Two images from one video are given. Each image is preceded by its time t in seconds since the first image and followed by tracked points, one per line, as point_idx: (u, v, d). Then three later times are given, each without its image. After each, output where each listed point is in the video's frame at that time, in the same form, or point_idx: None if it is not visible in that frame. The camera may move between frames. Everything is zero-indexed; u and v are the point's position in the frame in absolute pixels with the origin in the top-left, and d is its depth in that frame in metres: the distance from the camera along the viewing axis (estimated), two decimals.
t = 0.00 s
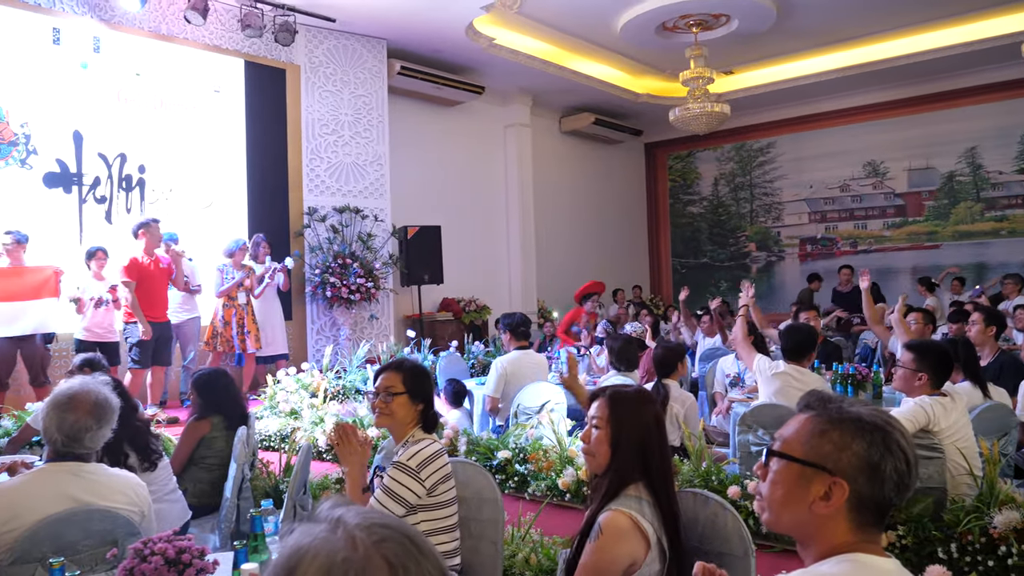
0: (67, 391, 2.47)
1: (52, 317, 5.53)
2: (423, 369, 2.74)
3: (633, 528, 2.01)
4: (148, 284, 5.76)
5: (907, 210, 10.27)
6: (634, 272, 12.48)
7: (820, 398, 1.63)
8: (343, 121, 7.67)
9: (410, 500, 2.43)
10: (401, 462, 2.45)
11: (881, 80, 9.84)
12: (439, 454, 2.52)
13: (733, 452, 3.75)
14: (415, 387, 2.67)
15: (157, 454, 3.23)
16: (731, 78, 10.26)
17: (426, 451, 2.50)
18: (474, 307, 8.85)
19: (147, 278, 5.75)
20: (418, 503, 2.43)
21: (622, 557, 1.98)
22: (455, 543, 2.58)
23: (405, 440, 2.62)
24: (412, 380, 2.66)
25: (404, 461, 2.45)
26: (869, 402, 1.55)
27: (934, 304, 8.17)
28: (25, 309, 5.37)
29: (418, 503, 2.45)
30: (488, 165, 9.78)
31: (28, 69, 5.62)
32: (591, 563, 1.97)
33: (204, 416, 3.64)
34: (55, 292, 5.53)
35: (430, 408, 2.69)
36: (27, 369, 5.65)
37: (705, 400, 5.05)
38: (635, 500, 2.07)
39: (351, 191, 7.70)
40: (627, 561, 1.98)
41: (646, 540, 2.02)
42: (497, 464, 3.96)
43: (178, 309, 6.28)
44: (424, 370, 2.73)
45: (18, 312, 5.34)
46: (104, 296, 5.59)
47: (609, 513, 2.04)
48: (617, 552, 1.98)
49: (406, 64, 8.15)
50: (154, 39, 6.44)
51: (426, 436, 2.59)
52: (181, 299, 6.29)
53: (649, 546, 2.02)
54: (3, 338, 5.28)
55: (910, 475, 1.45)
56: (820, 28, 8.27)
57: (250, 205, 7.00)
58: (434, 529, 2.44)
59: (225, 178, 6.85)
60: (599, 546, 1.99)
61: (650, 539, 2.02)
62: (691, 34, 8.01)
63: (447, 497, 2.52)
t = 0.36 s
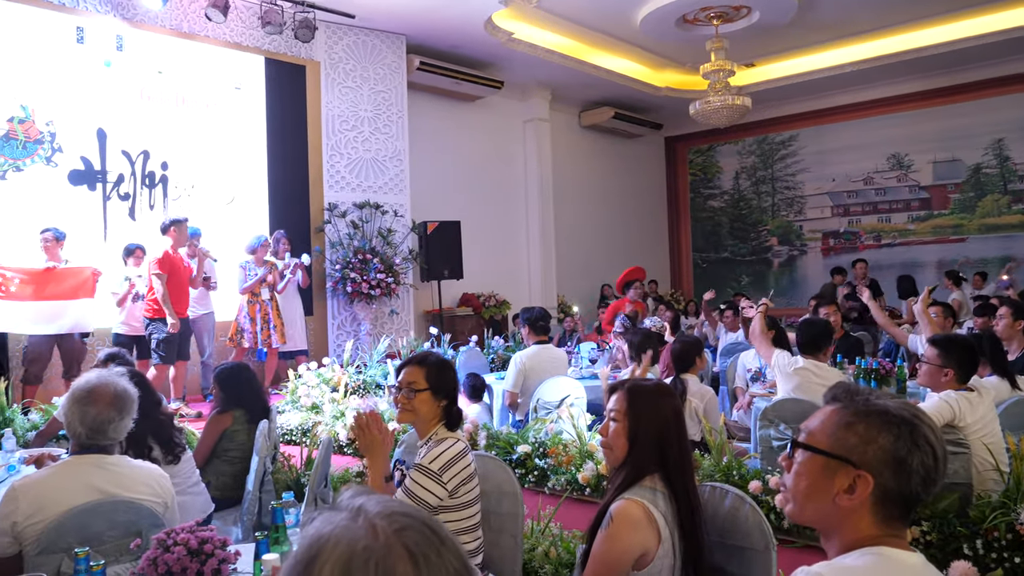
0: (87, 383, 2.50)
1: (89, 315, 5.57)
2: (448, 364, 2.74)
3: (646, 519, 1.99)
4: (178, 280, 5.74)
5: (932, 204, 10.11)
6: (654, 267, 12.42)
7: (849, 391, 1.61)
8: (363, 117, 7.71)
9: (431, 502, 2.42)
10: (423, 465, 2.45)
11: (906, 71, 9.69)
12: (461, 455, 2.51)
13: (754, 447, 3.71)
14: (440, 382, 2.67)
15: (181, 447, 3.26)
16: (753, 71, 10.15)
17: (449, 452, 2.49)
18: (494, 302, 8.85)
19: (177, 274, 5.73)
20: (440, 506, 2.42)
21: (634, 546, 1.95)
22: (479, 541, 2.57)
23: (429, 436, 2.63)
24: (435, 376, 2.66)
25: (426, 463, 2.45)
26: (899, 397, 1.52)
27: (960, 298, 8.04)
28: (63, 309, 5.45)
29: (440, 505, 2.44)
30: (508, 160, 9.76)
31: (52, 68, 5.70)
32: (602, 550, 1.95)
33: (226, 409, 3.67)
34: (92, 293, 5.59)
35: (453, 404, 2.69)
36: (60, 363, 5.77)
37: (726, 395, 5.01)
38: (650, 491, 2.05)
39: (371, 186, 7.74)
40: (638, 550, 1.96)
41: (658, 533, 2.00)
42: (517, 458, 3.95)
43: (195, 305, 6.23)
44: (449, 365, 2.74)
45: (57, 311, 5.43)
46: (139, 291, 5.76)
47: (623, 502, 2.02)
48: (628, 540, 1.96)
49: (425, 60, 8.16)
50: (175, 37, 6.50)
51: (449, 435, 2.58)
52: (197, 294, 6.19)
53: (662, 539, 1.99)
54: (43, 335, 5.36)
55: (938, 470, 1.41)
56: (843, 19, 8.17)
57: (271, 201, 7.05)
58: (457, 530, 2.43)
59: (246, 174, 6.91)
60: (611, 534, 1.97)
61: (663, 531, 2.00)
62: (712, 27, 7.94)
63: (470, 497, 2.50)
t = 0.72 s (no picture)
0: (98, 379, 2.55)
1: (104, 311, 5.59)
2: (461, 361, 2.75)
3: (662, 514, 1.99)
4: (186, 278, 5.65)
5: (951, 198, 9.98)
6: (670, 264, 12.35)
7: (866, 383, 1.59)
8: (377, 115, 7.74)
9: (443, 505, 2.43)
10: (434, 469, 2.46)
11: (924, 64, 9.58)
12: (473, 456, 2.51)
13: (769, 443, 3.69)
14: (454, 378, 2.68)
15: (197, 443, 3.29)
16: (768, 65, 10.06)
17: (460, 454, 2.50)
18: (508, 299, 8.82)
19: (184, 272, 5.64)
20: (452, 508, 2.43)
21: (650, 542, 1.95)
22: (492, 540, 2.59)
23: (440, 434, 2.64)
24: (450, 373, 2.67)
25: (438, 466, 2.46)
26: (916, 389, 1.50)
27: (980, 293, 7.94)
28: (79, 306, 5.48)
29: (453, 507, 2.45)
30: (521, 157, 9.76)
31: (69, 67, 5.77)
32: (619, 545, 1.95)
33: (242, 405, 3.72)
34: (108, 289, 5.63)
35: (466, 403, 2.70)
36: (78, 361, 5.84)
37: (742, 391, 4.99)
38: (665, 486, 2.05)
39: (386, 184, 7.78)
40: (655, 545, 1.95)
41: (674, 527, 1.99)
42: (531, 455, 3.96)
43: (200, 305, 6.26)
44: (463, 362, 2.74)
45: (73, 308, 5.44)
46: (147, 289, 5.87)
47: (639, 497, 2.02)
48: (645, 535, 1.95)
49: (438, 56, 8.17)
50: (191, 36, 6.55)
51: (461, 434, 2.59)
52: (203, 293, 6.24)
53: (678, 533, 1.99)
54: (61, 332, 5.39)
55: (955, 464, 1.39)
56: (859, 12, 8.08)
57: (287, 198, 7.09)
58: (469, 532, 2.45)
59: (262, 172, 6.95)
60: (628, 529, 1.97)
61: (679, 526, 2.00)
62: (726, 21, 7.89)
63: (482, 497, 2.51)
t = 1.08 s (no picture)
0: (116, 370, 2.58)
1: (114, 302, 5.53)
2: (478, 356, 2.73)
3: (690, 514, 1.97)
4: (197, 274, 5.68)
5: (980, 193, 9.80)
6: (692, 260, 12.26)
7: (888, 376, 1.56)
8: (399, 110, 7.76)
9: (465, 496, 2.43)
10: (456, 461, 2.46)
11: (953, 57, 9.41)
12: (494, 449, 2.51)
13: (792, 439, 3.64)
14: (471, 373, 2.68)
15: (220, 433, 3.32)
16: (792, 59, 9.96)
17: (481, 446, 2.50)
18: (530, 294, 8.81)
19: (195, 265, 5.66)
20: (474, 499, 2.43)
21: (681, 542, 1.94)
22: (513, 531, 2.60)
23: (462, 427, 2.64)
24: (467, 368, 2.66)
25: (459, 458, 2.46)
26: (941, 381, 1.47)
27: (1011, 290, 7.78)
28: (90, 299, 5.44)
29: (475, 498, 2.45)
30: (543, 152, 9.73)
31: (93, 63, 5.85)
32: (649, 547, 1.94)
33: (265, 397, 3.74)
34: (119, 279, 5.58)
35: (486, 396, 2.70)
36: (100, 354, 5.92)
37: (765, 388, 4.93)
38: (692, 485, 2.02)
39: (407, 178, 7.80)
40: (684, 546, 1.94)
41: (703, 526, 1.98)
42: (552, 449, 3.95)
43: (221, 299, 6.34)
44: (479, 357, 2.74)
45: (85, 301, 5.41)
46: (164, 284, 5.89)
47: (665, 497, 2.00)
48: (673, 536, 1.94)
49: (459, 51, 8.17)
50: (214, 32, 6.60)
51: (482, 427, 2.59)
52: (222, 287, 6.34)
53: (707, 531, 1.98)
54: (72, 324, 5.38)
55: (981, 459, 1.36)
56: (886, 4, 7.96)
57: (309, 193, 7.13)
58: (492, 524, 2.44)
59: (285, 167, 6.99)
60: (656, 531, 1.95)
61: (708, 524, 1.98)
62: (750, 13, 7.81)
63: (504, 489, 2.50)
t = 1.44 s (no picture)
0: (125, 361, 2.60)
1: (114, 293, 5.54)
2: (496, 345, 2.73)
3: (697, 502, 1.94)
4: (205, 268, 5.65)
5: (1001, 186, 9.70)
6: (708, 254, 12.19)
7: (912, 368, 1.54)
8: (414, 101, 7.77)
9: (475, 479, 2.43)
10: (466, 443, 2.46)
11: (974, 48, 9.29)
12: (506, 434, 2.50)
13: (808, 433, 3.62)
14: (488, 361, 2.67)
15: (236, 424, 3.34)
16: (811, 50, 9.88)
17: (492, 430, 2.49)
18: (544, 287, 8.81)
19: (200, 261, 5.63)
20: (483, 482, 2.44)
21: (686, 530, 1.91)
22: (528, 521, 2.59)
23: (477, 414, 2.64)
24: (484, 356, 2.67)
25: (469, 440, 2.47)
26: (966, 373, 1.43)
27: None
28: (90, 290, 5.41)
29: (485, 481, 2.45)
30: (558, 144, 9.71)
31: (108, 54, 5.87)
32: (653, 534, 1.91)
33: (281, 388, 3.76)
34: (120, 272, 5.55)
35: (502, 384, 2.69)
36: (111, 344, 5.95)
37: (781, 382, 4.89)
38: (701, 474, 1.99)
39: (422, 170, 7.81)
40: (690, 534, 1.91)
41: (709, 515, 1.95)
42: (566, 441, 3.95)
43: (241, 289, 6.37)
44: (497, 346, 2.74)
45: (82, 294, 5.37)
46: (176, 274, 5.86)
47: (672, 484, 1.97)
48: (680, 524, 1.91)
49: (474, 43, 8.16)
50: (230, 24, 6.62)
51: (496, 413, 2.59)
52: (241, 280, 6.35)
53: (713, 522, 1.95)
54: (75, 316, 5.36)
55: (1006, 454, 1.34)
56: None
57: (325, 185, 7.15)
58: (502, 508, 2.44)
59: (301, 159, 7.01)
60: (662, 518, 1.92)
61: (715, 515, 1.95)
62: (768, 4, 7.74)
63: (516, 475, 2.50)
